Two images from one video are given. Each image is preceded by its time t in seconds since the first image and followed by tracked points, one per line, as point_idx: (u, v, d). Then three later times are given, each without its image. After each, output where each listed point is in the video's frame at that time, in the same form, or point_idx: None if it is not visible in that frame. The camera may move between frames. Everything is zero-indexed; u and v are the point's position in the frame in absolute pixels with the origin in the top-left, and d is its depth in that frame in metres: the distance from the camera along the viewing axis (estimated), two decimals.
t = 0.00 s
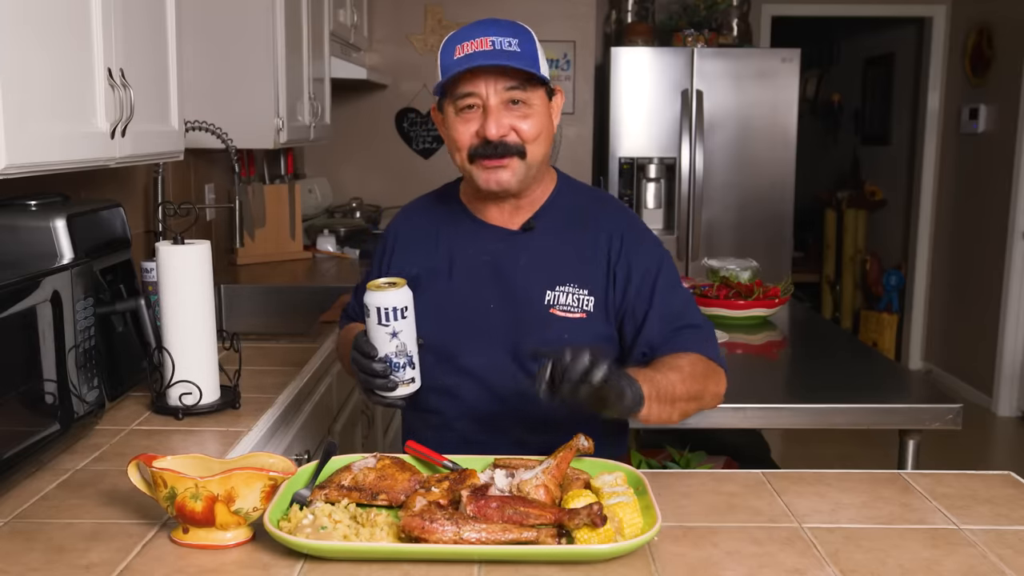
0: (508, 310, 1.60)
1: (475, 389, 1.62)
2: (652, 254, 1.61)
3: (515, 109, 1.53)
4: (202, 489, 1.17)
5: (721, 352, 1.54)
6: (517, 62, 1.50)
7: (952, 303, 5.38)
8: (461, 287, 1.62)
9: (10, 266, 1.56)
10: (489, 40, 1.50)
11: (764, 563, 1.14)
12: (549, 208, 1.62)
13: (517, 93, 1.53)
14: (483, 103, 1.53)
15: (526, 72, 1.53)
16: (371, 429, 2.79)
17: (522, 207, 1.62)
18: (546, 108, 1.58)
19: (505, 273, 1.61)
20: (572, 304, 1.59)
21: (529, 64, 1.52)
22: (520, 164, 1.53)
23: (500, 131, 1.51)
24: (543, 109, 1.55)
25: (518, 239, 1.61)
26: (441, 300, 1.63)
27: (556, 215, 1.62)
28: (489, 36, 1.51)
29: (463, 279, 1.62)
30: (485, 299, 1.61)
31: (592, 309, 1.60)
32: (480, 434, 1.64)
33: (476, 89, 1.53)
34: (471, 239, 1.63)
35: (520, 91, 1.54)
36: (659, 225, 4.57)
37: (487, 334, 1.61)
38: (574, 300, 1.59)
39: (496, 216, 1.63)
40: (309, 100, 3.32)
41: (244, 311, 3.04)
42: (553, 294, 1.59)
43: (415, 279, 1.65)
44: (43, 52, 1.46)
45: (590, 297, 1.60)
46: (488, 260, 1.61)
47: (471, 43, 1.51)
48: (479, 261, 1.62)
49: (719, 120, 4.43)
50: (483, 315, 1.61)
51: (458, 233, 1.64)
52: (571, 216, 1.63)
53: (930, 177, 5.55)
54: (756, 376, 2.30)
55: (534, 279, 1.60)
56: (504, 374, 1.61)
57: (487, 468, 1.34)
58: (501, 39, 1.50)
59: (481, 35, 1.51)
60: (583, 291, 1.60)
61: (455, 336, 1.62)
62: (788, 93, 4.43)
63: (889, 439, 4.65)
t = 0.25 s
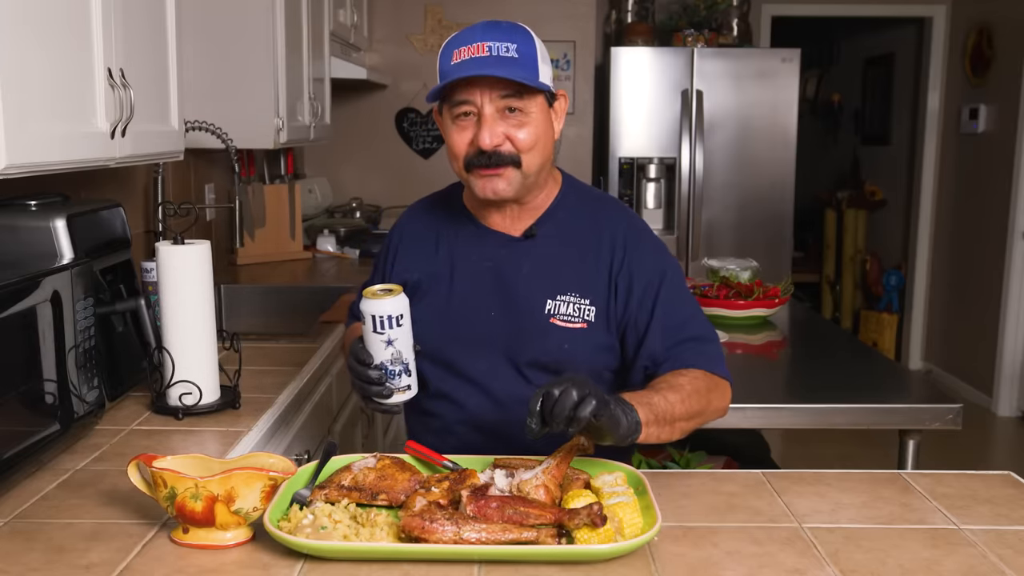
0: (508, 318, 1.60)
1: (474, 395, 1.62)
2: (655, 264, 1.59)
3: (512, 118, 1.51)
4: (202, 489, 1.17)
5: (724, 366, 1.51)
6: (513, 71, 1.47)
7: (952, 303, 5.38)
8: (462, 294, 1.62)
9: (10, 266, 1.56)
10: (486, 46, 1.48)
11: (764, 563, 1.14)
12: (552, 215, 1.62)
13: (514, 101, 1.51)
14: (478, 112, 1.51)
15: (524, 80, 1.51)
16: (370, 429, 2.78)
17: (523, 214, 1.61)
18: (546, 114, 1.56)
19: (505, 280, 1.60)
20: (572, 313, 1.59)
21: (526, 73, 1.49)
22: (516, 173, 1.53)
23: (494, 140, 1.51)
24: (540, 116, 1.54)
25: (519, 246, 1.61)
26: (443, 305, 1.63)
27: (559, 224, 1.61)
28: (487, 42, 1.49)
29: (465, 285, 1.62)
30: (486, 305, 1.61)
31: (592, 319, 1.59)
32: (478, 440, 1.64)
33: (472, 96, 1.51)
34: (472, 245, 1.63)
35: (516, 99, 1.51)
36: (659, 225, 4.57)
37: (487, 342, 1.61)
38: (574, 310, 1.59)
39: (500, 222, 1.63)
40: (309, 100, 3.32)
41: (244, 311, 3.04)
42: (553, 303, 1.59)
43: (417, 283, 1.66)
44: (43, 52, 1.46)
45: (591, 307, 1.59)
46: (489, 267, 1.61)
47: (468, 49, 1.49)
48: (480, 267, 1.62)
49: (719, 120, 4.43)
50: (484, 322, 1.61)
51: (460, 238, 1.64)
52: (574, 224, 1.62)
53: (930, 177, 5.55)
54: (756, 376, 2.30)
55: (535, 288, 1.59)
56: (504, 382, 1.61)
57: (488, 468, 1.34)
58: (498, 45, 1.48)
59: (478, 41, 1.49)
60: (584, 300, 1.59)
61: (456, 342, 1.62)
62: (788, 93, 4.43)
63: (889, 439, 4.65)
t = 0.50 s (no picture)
0: (509, 320, 1.60)
1: (474, 397, 1.63)
2: (655, 267, 1.59)
3: (512, 119, 1.51)
4: (202, 489, 1.17)
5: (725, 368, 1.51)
6: (512, 72, 1.47)
7: (952, 303, 5.38)
8: (463, 295, 1.62)
9: (10, 266, 1.56)
10: (485, 47, 1.48)
11: (764, 563, 1.14)
12: (553, 216, 1.61)
13: (513, 102, 1.51)
14: (477, 113, 1.51)
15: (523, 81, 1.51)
16: (370, 429, 2.78)
17: (524, 215, 1.61)
18: (546, 114, 1.56)
19: (506, 282, 1.60)
20: (572, 315, 1.59)
21: (526, 74, 1.49)
22: (515, 174, 1.53)
23: (494, 141, 1.51)
24: (540, 117, 1.54)
25: (519, 248, 1.61)
26: (444, 306, 1.63)
27: (559, 226, 1.61)
28: (486, 42, 1.49)
29: (465, 287, 1.62)
30: (486, 307, 1.61)
31: (593, 321, 1.59)
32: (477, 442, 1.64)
33: (471, 97, 1.51)
34: (473, 247, 1.63)
35: (516, 100, 1.51)
36: (659, 225, 4.57)
37: (487, 343, 1.62)
38: (575, 312, 1.59)
39: (500, 223, 1.63)
40: (309, 100, 3.32)
41: (244, 311, 3.04)
42: (553, 305, 1.59)
43: (419, 284, 1.66)
44: (43, 52, 1.46)
45: (591, 309, 1.59)
46: (490, 269, 1.61)
47: (467, 49, 1.49)
48: (481, 269, 1.62)
49: (719, 120, 4.43)
50: (484, 323, 1.61)
51: (461, 240, 1.64)
52: (574, 226, 1.62)
53: (930, 177, 5.55)
54: (756, 376, 2.30)
55: (535, 290, 1.59)
56: (504, 383, 1.61)
57: (488, 468, 1.34)
58: (497, 45, 1.48)
59: (478, 41, 1.49)
60: (584, 302, 1.59)
61: (457, 344, 1.62)
62: (788, 93, 4.43)
63: (889, 439, 4.65)
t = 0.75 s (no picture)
0: (508, 315, 1.60)
1: (474, 395, 1.62)
2: (653, 260, 1.59)
3: (511, 111, 1.52)
4: (202, 489, 1.17)
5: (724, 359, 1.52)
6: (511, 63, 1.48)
7: (952, 303, 5.38)
8: (462, 293, 1.62)
9: (10, 266, 1.56)
10: (485, 40, 1.48)
11: (763, 563, 1.14)
12: (551, 213, 1.61)
13: (513, 94, 1.52)
14: (477, 104, 1.52)
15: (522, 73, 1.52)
16: (370, 429, 2.78)
17: (521, 212, 1.61)
18: (544, 108, 1.56)
19: (504, 278, 1.60)
20: (571, 310, 1.59)
21: (525, 65, 1.50)
22: (515, 166, 1.52)
23: (495, 132, 1.51)
24: (539, 110, 1.54)
25: (517, 244, 1.61)
26: (442, 305, 1.63)
27: (557, 223, 1.61)
28: (485, 37, 1.49)
29: (463, 285, 1.62)
30: (485, 303, 1.61)
31: (592, 315, 1.59)
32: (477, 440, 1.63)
33: (472, 90, 1.52)
34: (472, 244, 1.63)
35: (515, 92, 1.52)
36: (659, 225, 4.57)
37: (487, 340, 1.61)
38: (573, 307, 1.59)
39: (497, 220, 1.63)
40: (309, 100, 3.32)
41: (243, 311, 3.04)
42: (553, 300, 1.59)
43: (417, 283, 1.65)
44: (43, 52, 1.46)
45: (590, 304, 1.59)
46: (488, 266, 1.61)
47: (467, 44, 1.50)
48: (479, 266, 1.62)
49: (719, 120, 4.43)
50: (483, 320, 1.61)
51: (459, 238, 1.64)
52: (572, 222, 1.62)
53: (930, 177, 5.55)
54: (756, 376, 2.30)
55: (534, 285, 1.60)
56: (504, 379, 1.61)
57: (488, 468, 1.34)
58: (497, 39, 1.49)
59: (477, 36, 1.50)
60: (583, 297, 1.59)
61: (455, 342, 1.62)
62: (788, 93, 4.43)
63: (889, 439, 4.65)
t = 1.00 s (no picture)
0: (508, 304, 1.60)
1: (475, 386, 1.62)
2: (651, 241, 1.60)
3: (515, 98, 1.54)
4: (202, 489, 1.17)
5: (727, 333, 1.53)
6: (515, 48, 1.51)
7: (952, 303, 5.38)
8: (461, 284, 1.62)
9: (11, 266, 1.56)
10: (484, 33, 1.52)
11: (763, 563, 1.14)
12: (548, 202, 1.62)
13: (517, 81, 1.54)
14: (484, 92, 1.54)
15: (522, 61, 1.55)
16: (371, 429, 2.78)
17: (521, 204, 1.61)
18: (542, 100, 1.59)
19: (505, 267, 1.61)
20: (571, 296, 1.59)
21: (527, 52, 1.54)
22: (524, 153, 1.53)
23: (505, 119, 1.51)
24: (540, 99, 1.57)
25: (515, 234, 1.61)
26: (441, 299, 1.63)
27: (552, 212, 1.61)
28: (483, 29, 1.53)
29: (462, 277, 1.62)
30: (484, 293, 1.61)
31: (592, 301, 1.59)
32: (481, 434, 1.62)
33: (476, 78, 1.54)
34: (470, 236, 1.62)
35: (518, 80, 1.55)
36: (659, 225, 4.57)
37: (487, 330, 1.61)
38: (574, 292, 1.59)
39: (494, 215, 1.62)
40: (309, 100, 3.32)
41: (243, 311, 3.04)
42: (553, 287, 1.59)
43: (414, 277, 1.64)
44: (43, 52, 1.46)
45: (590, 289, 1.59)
46: (488, 257, 1.61)
47: (466, 38, 1.53)
48: (479, 258, 1.62)
49: (719, 120, 4.43)
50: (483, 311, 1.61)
51: (455, 231, 1.64)
52: (570, 209, 1.62)
53: (930, 177, 5.55)
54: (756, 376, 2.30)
55: (534, 272, 1.60)
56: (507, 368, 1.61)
57: (488, 468, 1.34)
58: (495, 31, 1.53)
59: (476, 29, 1.53)
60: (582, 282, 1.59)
61: (456, 334, 1.62)
62: (788, 93, 4.43)
63: (889, 439, 4.65)
